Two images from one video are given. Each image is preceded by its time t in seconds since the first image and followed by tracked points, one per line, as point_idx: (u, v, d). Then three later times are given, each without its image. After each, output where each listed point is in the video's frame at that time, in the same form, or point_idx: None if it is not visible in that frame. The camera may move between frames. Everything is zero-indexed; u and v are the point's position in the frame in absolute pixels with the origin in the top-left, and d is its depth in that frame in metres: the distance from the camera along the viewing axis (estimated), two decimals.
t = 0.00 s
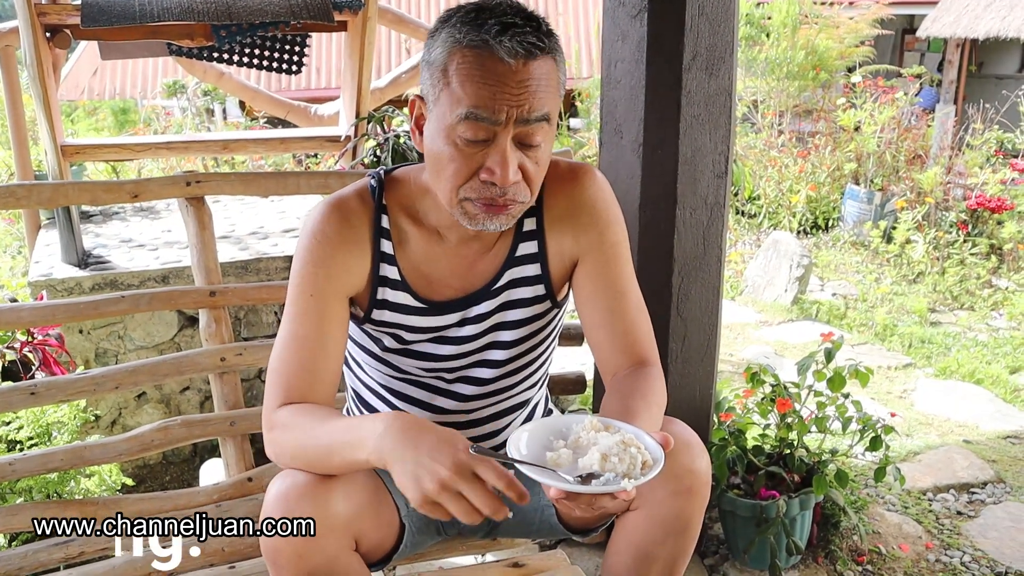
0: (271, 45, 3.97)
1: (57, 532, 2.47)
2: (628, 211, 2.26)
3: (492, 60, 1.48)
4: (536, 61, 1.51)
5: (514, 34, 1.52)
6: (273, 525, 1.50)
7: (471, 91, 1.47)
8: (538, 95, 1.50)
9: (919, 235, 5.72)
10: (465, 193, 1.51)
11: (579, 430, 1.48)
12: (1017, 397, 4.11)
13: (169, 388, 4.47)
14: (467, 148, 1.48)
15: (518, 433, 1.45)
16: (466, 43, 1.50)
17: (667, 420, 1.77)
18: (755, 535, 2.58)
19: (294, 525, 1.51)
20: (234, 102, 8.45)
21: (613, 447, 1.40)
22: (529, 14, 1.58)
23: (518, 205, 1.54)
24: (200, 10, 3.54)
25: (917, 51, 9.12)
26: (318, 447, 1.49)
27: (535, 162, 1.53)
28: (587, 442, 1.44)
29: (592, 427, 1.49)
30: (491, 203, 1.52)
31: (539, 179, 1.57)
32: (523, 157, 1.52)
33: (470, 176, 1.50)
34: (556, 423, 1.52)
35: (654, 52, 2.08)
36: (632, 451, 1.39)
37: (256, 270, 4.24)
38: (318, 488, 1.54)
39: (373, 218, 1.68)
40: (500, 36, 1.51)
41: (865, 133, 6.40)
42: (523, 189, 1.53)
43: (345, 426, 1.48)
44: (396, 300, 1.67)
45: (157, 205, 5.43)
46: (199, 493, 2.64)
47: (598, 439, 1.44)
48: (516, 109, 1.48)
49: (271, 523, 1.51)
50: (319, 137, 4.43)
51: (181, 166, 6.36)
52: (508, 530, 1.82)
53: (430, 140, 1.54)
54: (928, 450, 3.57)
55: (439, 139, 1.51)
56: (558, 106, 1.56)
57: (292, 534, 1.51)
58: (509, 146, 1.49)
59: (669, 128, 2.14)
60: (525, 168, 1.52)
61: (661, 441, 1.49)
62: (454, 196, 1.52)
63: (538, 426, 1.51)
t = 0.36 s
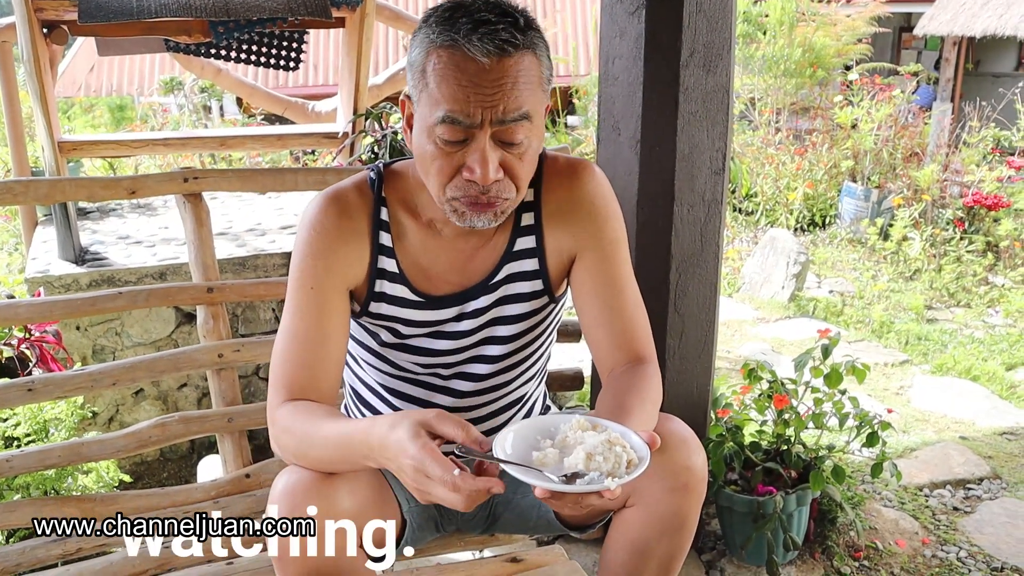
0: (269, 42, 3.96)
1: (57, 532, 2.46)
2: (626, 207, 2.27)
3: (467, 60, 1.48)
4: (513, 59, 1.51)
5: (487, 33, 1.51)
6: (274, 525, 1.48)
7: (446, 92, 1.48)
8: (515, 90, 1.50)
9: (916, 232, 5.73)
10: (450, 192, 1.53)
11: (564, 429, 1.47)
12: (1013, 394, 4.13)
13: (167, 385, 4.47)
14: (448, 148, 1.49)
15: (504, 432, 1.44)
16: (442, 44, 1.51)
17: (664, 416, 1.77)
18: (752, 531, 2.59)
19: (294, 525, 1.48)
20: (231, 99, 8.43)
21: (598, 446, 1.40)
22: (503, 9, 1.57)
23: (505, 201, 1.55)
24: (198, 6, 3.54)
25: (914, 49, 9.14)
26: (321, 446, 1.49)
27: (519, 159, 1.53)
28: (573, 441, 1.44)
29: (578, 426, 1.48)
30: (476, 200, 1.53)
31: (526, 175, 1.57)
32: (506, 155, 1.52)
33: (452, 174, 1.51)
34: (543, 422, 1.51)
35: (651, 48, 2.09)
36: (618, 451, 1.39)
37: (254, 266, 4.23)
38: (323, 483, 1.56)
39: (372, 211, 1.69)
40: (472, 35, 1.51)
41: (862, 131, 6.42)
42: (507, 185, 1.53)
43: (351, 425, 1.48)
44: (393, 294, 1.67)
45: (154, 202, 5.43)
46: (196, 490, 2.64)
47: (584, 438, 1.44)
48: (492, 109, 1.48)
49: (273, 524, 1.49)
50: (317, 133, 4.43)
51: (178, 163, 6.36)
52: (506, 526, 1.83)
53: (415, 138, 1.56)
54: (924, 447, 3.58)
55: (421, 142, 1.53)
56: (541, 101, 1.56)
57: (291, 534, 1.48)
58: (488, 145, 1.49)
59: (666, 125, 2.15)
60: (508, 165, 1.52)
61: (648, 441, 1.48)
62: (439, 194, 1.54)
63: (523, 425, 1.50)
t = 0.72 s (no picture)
0: (268, 40, 3.96)
1: (57, 532, 2.46)
2: (625, 206, 2.27)
3: (465, 52, 1.49)
4: (510, 51, 1.51)
5: (486, 25, 1.52)
6: (273, 525, 1.50)
7: (444, 82, 1.48)
8: (512, 83, 1.50)
9: (914, 231, 5.73)
10: (447, 183, 1.52)
11: (553, 434, 1.49)
12: (1011, 392, 4.13)
13: (165, 384, 4.47)
14: (445, 140, 1.49)
15: (490, 437, 1.47)
16: (440, 36, 1.51)
17: (662, 415, 1.77)
18: (750, 530, 2.59)
19: (294, 525, 1.50)
20: (229, 97, 8.42)
21: (579, 452, 1.40)
22: (501, 2, 1.58)
23: (502, 195, 1.54)
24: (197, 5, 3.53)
25: (912, 48, 9.15)
26: (322, 445, 1.49)
27: (516, 152, 1.53)
28: (559, 446, 1.44)
29: (567, 430, 1.49)
30: (472, 193, 1.53)
31: (523, 169, 1.57)
32: (503, 147, 1.52)
33: (448, 166, 1.51)
34: (534, 427, 1.53)
35: (650, 47, 2.09)
36: (598, 456, 1.38)
37: (252, 265, 4.23)
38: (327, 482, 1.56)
39: (371, 209, 1.69)
40: (470, 25, 1.52)
41: (860, 129, 6.42)
42: (503, 179, 1.53)
43: (352, 425, 1.48)
44: (392, 292, 1.67)
45: (152, 200, 5.42)
46: (195, 488, 2.64)
47: (569, 443, 1.44)
48: (489, 100, 1.48)
49: (272, 523, 1.50)
50: (315, 132, 4.42)
51: (176, 161, 6.35)
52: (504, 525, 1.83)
53: (413, 131, 1.56)
54: (922, 445, 3.59)
55: (419, 133, 1.53)
56: (539, 95, 1.56)
57: (291, 534, 1.50)
58: (485, 135, 1.49)
59: (665, 124, 2.15)
60: (505, 158, 1.52)
61: (635, 447, 1.47)
62: (436, 187, 1.54)
63: (514, 430, 1.52)
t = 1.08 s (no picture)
0: (265, 38, 3.94)
1: (57, 532, 2.47)
2: (623, 205, 2.27)
3: (462, 46, 1.49)
4: (508, 46, 1.51)
5: (483, 19, 1.52)
6: (273, 525, 1.49)
7: (442, 77, 1.48)
8: (510, 77, 1.50)
9: (912, 229, 5.73)
10: (445, 178, 1.52)
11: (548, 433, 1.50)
12: (1009, 391, 4.13)
13: (163, 383, 4.47)
14: (443, 134, 1.49)
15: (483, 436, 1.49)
16: (438, 31, 1.51)
17: (660, 414, 1.77)
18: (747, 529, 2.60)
19: (294, 525, 1.51)
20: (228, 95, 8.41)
21: (569, 452, 1.40)
22: None
23: (501, 190, 1.54)
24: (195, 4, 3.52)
25: (911, 46, 9.15)
26: (317, 442, 1.49)
27: (514, 147, 1.53)
28: (551, 446, 1.45)
29: (561, 431, 1.49)
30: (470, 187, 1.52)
31: (522, 164, 1.56)
32: (501, 142, 1.52)
33: (446, 161, 1.51)
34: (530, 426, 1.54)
35: (648, 46, 2.08)
36: (587, 458, 1.38)
37: (250, 264, 4.23)
38: (323, 479, 1.55)
39: (369, 208, 1.68)
40: (467, 19, 1.51)
41: (859, 128, 6.41)
42: (502, 174, 1.53)
43: (347, 423, 1.48)
44: (390, 291, 1.67)
45: (150, 199, 5.42)
46: (192, 488, 2.64)
47: (561, 443, 1.45)
48: (487, 95, 1.48)
49: (272, 524, 1.50)
50: (313, 131, 4.42)
51: (174, 160, 6.34)
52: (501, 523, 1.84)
53: (412, 127, 1.55)
54: (921, 444, 3.59)
55: (417, 129, 1.53)
56: (537, 90, 1.56)
57: (291, 534, 1.50)
58: (483, 130, 1.49)
59: (663, 123, 2.14)
60: (503, 153, 1.52)
61: (627, 449, 1.47)
62: (434, 182, 1.54)
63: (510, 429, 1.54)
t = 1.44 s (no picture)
0: (264, 40, 3.94)
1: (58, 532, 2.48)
2: (621, 208, 2.27)
3: (461, 50, 1.49)
4: (506, 50, 1.51)
5: (482, 23, 1.52)
6: (274, 525, 1.48)
7: (439, 81, 1.48)
8: (507, 81, 1.50)
9: (911, 231, 5.73)
10: (441, 181, 1.52)
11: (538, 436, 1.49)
12: (1007, 393, 4.13)
13: (161, 385, 4.47)
14: (440, 138, 1.49)
15: (473, 439, 1.48)
16: (436, 35, 1.51)
17: (657, 418, 1.77)
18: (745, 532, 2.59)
19: (294, 525, 1.50)
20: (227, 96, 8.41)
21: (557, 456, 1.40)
22: (497, 1, 1.58)
23: (498, 194, 1.54)
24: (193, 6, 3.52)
25: (910, 48, 9.17)
26: (313, 444, 1.49)
27: (511, 151, 1.53)
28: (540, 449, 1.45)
29: (550, 434, 1.49)
30: (467, 191, 1.52)
31: (519, 168, 1.56)
32: (498, 145, 1.51)
33: (443, 164, 1.51)
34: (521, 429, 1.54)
35: (645, 49, 2.08)
36: (574, 462, 1.39)
37: (248, 266, 4.23)
38: (320, 482, 1.56)
39: (365, 210, 1.68)
40: (465, 23, 1.51)
41: (858, 130, 6.40)
42: (500, 178, 1.53)
43: (346, 426, 1.48)
44: (386, 295, 1.67)
45: (148, 200, 5.42)
46: (190, 489, 2.64)
47: (550, 447, 1.44)
48: (486, 98, 1.48)
49: (272, 523, 1.49)
50: (311, 133, 4.42)
51: (173, 161, 6.34)
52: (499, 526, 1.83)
53: (409, 130, 1.55)
54: (919, 447, 3.59)
55: (414, 132, 1.52)
56: (535, 93, 1.56)
57: (291, 534, 1.50)
58: (480, 134, 1.49)
59: (662, 125, 2.14)
60: (501, 157, 1.52)
61: (616, 453, 1.46)
62: (431, 184, 1.53)
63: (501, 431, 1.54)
